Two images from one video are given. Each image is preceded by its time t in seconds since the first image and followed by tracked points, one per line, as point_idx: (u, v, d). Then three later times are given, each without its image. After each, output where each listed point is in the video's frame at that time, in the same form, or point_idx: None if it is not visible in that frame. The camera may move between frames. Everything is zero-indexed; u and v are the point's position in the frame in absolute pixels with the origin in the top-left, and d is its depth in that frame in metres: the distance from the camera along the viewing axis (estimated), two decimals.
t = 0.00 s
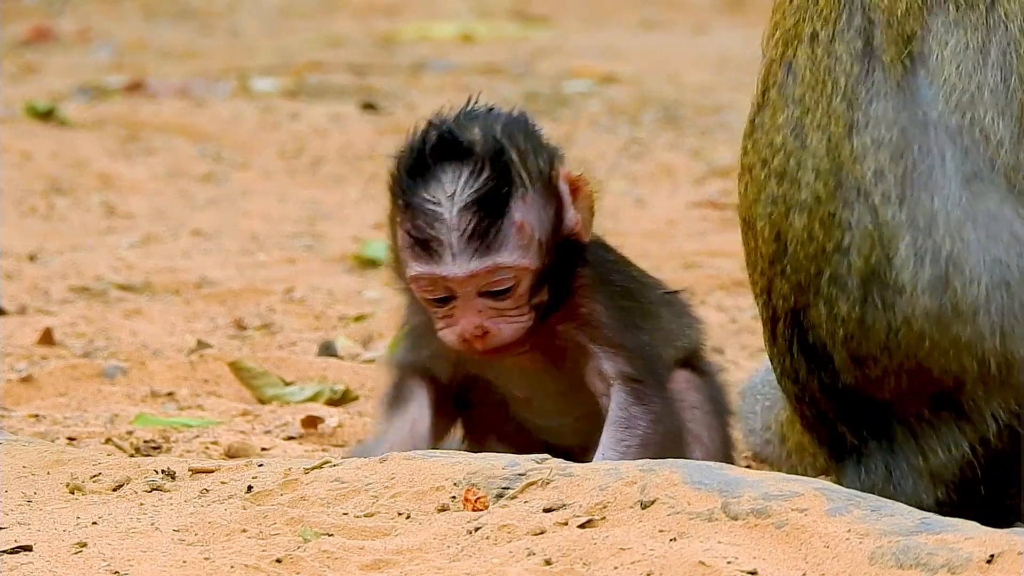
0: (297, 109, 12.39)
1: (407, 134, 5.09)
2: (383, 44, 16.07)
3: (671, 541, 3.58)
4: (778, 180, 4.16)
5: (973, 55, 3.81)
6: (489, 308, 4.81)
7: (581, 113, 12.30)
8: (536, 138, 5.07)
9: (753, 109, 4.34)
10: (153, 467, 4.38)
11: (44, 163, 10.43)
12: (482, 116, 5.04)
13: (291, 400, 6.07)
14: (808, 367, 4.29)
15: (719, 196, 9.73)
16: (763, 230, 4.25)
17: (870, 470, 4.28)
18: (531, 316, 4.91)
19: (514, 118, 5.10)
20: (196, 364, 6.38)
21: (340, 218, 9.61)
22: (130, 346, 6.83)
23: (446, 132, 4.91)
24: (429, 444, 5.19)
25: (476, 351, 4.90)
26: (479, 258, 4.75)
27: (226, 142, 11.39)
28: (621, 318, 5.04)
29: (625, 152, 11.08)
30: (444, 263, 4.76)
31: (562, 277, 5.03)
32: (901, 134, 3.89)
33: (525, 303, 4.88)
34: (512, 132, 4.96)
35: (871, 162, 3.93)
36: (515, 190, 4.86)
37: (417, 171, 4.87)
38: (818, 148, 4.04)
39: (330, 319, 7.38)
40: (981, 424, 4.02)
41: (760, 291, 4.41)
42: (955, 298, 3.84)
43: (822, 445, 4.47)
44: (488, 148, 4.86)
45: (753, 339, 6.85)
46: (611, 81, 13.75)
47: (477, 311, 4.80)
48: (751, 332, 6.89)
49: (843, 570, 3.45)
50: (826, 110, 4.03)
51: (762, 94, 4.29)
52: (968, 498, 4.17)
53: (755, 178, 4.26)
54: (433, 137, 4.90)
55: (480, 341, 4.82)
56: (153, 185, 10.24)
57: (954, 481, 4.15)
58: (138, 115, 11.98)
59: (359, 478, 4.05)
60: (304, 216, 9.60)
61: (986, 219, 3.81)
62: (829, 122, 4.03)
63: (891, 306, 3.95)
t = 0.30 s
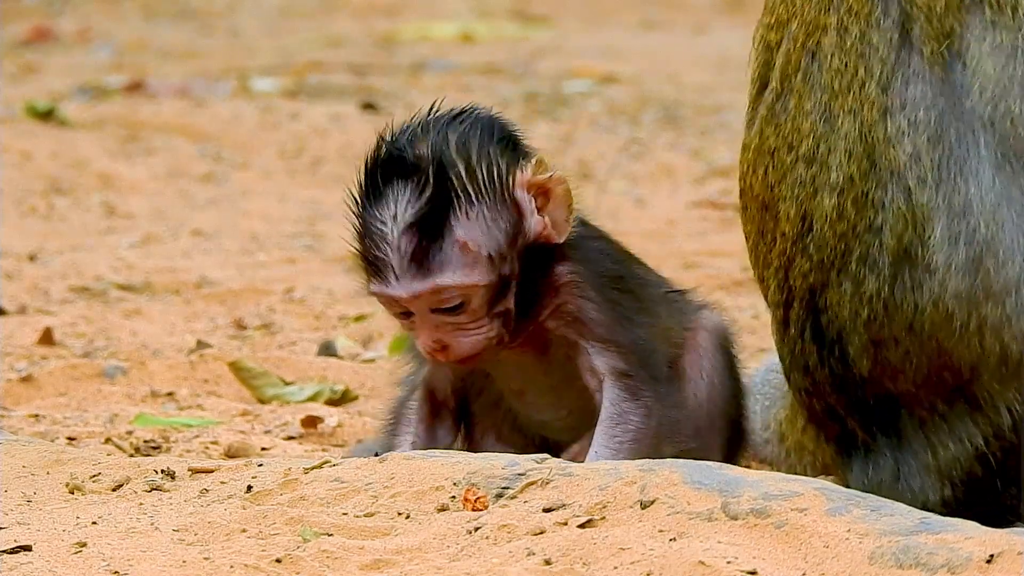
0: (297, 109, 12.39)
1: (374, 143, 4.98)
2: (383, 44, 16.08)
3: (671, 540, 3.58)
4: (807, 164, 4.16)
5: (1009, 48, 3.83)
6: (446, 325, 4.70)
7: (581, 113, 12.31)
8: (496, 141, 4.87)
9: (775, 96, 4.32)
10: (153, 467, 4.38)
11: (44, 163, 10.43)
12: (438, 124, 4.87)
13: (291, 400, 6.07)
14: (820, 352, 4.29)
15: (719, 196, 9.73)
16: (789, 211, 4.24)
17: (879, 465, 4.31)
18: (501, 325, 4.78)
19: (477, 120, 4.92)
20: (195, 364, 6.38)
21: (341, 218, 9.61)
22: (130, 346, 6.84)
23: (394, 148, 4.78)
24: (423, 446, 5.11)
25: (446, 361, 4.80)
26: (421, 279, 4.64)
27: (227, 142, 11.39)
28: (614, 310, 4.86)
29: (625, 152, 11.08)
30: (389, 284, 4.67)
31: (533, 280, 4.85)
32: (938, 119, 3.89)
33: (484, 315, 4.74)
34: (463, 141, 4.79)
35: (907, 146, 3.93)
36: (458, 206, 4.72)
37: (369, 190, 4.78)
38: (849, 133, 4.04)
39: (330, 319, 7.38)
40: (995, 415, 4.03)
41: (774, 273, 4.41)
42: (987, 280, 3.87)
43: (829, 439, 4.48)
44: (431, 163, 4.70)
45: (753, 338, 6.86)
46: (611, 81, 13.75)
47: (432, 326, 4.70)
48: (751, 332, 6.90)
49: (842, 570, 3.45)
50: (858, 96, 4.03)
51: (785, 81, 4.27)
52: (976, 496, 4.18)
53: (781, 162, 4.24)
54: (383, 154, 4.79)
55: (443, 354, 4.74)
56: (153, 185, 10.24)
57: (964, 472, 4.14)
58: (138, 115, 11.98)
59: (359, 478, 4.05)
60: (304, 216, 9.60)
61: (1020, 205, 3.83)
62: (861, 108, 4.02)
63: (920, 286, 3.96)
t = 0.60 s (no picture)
0: (297, 109, 12.39)
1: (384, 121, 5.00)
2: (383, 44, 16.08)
3: (671, 540, 3.58)
4: (817, 156, 4.16)
5: None
6: (478, 286, 4.69)
7: (581, 113, 12.31)
8: (508, 109, 4.94)
9: (785, 90, 4.32)
10: (153, 467, 4.38)
11: (44, 163, 10.43)
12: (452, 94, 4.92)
13: (290, 400, 6.07)
14: (824, 345, 4.29)
15: (719, 196, 9.73)
16: (797, 202, 4.24)
17: (879, 462, 4.31)
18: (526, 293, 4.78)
19: (487, 93, 4.99)
20: (195, 364, 6.38)
21: (341, 218, 9.61)
22: (130, 346, 6.83)
23: (413, 114, 4.80)
24: (405, 445, 5.08)
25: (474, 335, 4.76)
26: (454, 236, 4.66)
27: (227, 142, 11.39)
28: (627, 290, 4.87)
29: (625, 152, 11.09)
30: (421, 245, 4.67)
31: (555, 246, 4.88)
32: (954, 115, 3.89)
33: (514, 275, 4.74)
34: (480, 106, 4.85)
35: (920, 141, 3.93)
36: (485, 163, 4.77)
37: (389, 157, 4.78)
38: (862, 125, 4.04)
39: (330, 319, 7.38)
40: (999, 412, 4.03)
41: (779, 264, 4.41)
42: (998, 274, 3.88)
43: (829, 433, 4.48)
44: (454, 124, 4.74)
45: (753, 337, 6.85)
46: (611, 81, 13.75)
47: (464, 289, 4.69)
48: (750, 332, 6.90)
49: (843, 569, 3.45)
50: (873, 90, 4.02)
51: (796, 75, 4.28)
52: (977, 495, 4.16)
53: (791, 155, 4.25)
54: (401, 120, 4.81)
55: (477, 322, 4.69)
56: (153, 185, 10.24)
57: (964, 474, 4.14)
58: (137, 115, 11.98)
59: (359, 478, 4.05)
60: (304, 216, 9.59)
61: None
62: (876, 103, 4.01)
63: (929, 279, 3.96)
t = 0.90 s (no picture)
0: (297, 109, 12.39)
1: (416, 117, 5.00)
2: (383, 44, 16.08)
3: (671, 540, 3.58)
4: (818, 150, 4.15)
5: None
6: (535, 281, 4.70)
7: (580, 113, 12.30)
8: (542, 104, 5.00)
9: (787, 84, 4.33)
10: (152, 467, 4.38)
11: (44, 163, 10.43)
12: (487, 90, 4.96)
13: (290, 400, 6.07)
14: (824, 338, 4.29)
15: (719, 196, 9.73)
16: (798, 195, 4.23)
17: (880, 459, 4.32)
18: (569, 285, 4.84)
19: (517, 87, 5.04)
20: (195, 364, 6.38)
21: (341, 218, 9.61)
22: (129, 346, 6.83)
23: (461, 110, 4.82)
24: (415, 445, 5.06)
25: (523, 327, 4.78)
26: (519, 230, 4.65)
27: (226, 142, 11.39)
28: (654, 273, 5.06)
29: (625, 152, 11.09)
30: (486, 240, 4.65)
31: (592, 236, 4.99)
32: (956, 109, 3.86)
33: (565, 270, 4.79)
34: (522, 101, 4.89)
35: (921, 135, 3.90)
36: (541, 156, 4.80)
37: (439, 152, 4.78)
38: (861, 119, 4.02)
39: (330, 319, 7.39)
40: (998, 407, 4.01)
41: (781, 257, 4.41)
42: (999, 270, 3.86)
43: (831, 429, 4.49)
44: (506, 120, 4.78)
45: (753, 338, 6.86)
46: (611, 81, 13.76)
47: (521, 284, 4.69)
48: (750, 331, 6.90)
49: (842, 569, 3.45)
50: (874, 84, 4.00)
51: (798, 69, 4.29)
52: (976, 492, 4.16)
53: (792, 149, 4.24)
54: (449, 117, 4.82)
55: (529, 315, 4.72)
56: (152, 184, 10.24)
57: (963, 470, 4.13)
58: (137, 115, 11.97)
59: (358, 478, 4.05)
60: (304, 216, 9.60)
61: None
62: (877, 96, 3.98)
63: (931, 273, 3.93)
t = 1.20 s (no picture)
0: (297, 109, 12.39)
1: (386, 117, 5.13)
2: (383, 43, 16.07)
3: (671, 540, 3.58)
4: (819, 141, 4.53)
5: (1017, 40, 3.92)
6: (489, 278, 4.79)
7: (580, 113, 12.30)
8: (507, 99, 5.05)
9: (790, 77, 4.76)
10: (152, 467, 4.38)
11: (44, 163, 10.43)
12: (451, 90, 5.06)
13: (290, 400, 6.07)
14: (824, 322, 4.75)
15: (719, 196, 9.72)
16: (802, 186, 4.68)
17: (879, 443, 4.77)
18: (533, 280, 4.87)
19: (483, 84, 5.10)
20: (195, 364, 6.38)
21: (341, 218, 9.61)
22: (128, 346, 6.83)
23: (416, 111, 4.94)
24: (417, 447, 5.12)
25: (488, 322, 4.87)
26: (465, 230, 4.75)
27: (226, 142, 11.39)
28: (627, 257, 5.03)
29: (625, 151, 11.08)
30: (433, 241, 4.76)
31: (563, 230, 5.00)
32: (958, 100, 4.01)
33: (523, 267, 4.83)
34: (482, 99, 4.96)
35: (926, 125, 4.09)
36: (491, 155, 4.86)
37: (394, 153, 4.91)
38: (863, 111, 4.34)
39: (330, 319, 7.38)
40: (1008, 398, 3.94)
41: (784, 246, 4.89)
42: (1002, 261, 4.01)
43: (833, 420, 4.97)
44: (457, 119, 4.88)
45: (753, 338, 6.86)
46: (611, 81, 13.75)
47: (475, 282, 4.78)
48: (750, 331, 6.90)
49: (843, 568, 3.45)
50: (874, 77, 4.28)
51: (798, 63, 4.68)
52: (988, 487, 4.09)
53: (796, 142, 4.67)
54: (405, 119, 4.95)
55: (486, 312, 4.80)
56: (151, 184, 10.24)
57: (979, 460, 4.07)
58: (136, 115, 11.97)
59: (358, 478, 4.05)
60: (303, 216, 9.59)
61: None
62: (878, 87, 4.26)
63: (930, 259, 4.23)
